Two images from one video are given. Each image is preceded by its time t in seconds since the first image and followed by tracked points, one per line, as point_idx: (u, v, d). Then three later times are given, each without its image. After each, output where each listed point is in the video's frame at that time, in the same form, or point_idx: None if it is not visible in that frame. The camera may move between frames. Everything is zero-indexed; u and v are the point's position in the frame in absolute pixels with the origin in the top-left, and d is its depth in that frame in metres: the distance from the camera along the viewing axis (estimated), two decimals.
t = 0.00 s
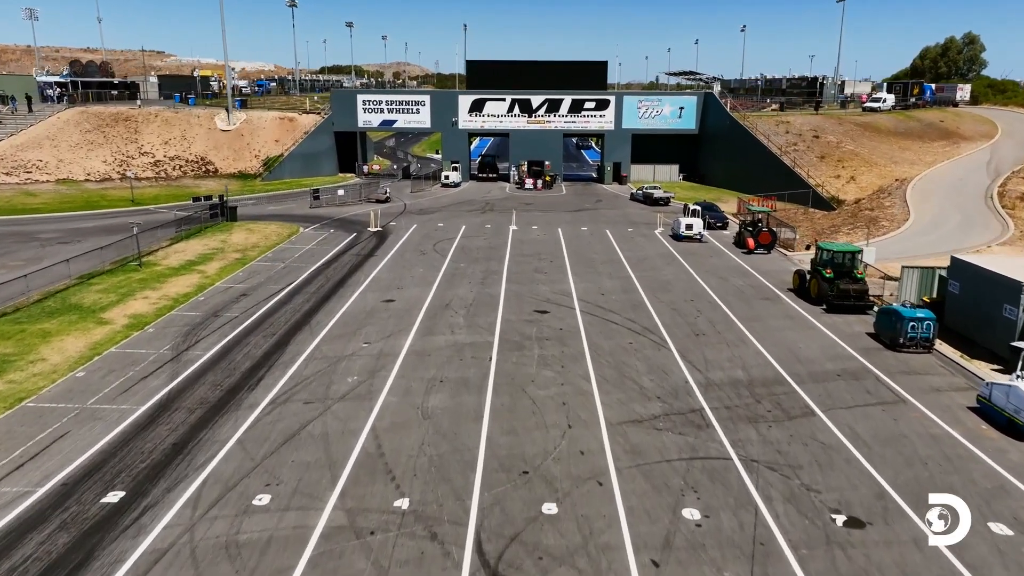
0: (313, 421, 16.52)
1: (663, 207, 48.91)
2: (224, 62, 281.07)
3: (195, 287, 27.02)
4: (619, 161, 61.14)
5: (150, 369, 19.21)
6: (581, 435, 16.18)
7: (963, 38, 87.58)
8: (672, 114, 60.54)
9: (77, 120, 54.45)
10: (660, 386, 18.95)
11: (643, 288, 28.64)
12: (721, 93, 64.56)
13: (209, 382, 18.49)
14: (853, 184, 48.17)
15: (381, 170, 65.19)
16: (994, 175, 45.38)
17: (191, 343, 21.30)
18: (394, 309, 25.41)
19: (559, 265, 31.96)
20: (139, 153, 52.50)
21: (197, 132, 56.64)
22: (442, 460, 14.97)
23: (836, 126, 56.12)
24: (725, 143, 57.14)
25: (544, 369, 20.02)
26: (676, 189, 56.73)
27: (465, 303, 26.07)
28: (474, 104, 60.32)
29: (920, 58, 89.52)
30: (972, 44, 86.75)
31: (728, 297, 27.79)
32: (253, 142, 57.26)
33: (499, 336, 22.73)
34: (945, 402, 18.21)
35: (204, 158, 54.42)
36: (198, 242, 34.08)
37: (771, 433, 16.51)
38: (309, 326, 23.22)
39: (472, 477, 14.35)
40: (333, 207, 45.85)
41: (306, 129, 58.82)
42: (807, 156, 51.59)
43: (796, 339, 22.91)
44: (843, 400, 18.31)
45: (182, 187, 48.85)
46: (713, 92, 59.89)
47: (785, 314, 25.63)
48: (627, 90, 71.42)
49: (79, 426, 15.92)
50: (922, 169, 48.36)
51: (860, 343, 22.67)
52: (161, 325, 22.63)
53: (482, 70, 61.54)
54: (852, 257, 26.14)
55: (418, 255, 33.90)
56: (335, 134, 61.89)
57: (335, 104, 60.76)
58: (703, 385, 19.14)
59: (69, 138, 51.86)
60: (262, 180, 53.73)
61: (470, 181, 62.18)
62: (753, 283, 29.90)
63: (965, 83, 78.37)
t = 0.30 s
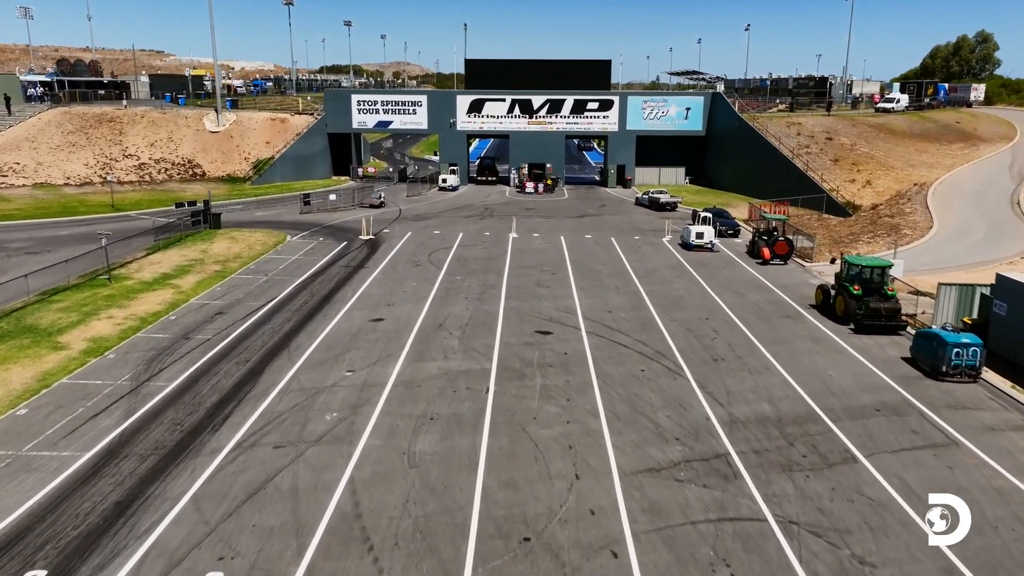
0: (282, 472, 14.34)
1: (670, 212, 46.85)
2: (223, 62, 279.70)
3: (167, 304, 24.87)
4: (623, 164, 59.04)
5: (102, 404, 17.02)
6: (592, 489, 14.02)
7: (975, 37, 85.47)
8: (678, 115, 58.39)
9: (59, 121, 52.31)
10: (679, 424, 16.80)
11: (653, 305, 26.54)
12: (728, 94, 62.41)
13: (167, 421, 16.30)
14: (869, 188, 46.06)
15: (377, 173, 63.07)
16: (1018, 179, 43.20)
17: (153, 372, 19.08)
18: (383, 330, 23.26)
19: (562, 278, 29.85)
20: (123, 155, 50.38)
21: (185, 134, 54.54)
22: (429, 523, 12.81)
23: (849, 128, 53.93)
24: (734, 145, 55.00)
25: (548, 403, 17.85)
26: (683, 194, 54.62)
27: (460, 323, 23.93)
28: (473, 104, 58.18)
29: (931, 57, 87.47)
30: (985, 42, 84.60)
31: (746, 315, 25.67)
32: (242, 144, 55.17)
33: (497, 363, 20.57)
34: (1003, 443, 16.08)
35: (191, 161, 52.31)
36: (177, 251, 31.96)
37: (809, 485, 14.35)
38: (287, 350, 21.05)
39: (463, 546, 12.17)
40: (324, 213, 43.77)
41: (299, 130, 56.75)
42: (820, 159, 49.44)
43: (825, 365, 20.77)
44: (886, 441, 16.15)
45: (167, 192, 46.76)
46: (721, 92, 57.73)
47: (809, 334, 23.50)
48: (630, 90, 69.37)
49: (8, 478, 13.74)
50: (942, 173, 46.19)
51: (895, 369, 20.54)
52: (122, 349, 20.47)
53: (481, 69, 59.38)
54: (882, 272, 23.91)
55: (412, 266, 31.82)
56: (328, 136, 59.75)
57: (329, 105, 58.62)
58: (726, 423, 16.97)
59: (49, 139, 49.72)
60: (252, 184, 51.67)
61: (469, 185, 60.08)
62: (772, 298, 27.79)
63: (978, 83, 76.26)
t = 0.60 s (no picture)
0: (239, 546, 12.08)
1: (678, 219, 44.66)
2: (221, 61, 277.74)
3: (132, 325, 22.66)
4: (627, 167, 56.82)
5: (39, 453, 14.75)
6: (606, 567, 11.78)
7: (989, 35, 83.19)
8: (685, 116, 56.16)
9: (38, 123, 50.12)
10: (703, 478, 14.58)
11: (666, 327, 24.36)
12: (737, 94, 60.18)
13: (110, 477, 14.03)
14: (887, 194, 43.85)
15: (372, 177, 60.86)
16: None
17: (104, 411, 16.81)
18: (370, 357, 21.02)
19: (565, 295, 27.65)
20: (105, 159, 48.18)
21: (170, 136, 52.36)
22: None
23: (864, 130, 51.70)
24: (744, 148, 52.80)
25: (552, 450, 15.63)
26: (691, 199, 52.39)
27: (454, 350, 21.70)
28: (471, 105, 55.96)
29: (942, 56, 85.21)
30: (999, 41, 82.40)
31: (768, 338, 23.44)
32: (231, 146, 53.00)
33: (495, 399, 18.34)
34: None
35: (177, 164, 50.14)
36: (151, 264, 29.78)
37: (863, 559, 12.12)
38: (259, 383, 18.80)
39: None
40: (315, 221, 41.62)
41: (290, 132, 54.59)
42: (835, 163, 47.22)
43: (862, 399, 18.55)
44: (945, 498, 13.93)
45: (149, 197, 44.57)
46: (730, 93, 55.52)
47: (839, 361, 21.28)
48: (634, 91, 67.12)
49: None
50: (964, 178, 43.97)
51: (941, 404, 18.34)
52: (74, 382, 18.23)
53: (480, 68, 57.13)
54: (919, 292, 21.52)
55: (405, 281, 29.65)
56: (321, 138, 57.53)
57: (321, 106, 56.39)
58: (758, 476, 14.73)
59: (28, 142, 47.54)
60: (240, 189, 49.53)
61: (467, 189, 57.91)
62: (794, 317, 25.59)
63: (993, 83, 73.98)
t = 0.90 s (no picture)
0: None
1: (687, 228, 42.48)
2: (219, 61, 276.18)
3: (89, 352, 20.44)
4: (632, 172, 54.58)
5: None
6: None
7: (1003, 34, 81.05)
8: (692, 118, 53.88)
9: (15, 125, 47.96)
10: (738, 554, 12.30)
11: (681, 354, 22.07)
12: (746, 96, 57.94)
13: (28, 557, 11.71)
14: (908, 201, 41.56)
15: (367, 181, 58.60)
16: None
17: (38, 465, 14.49)
18: (352, 393, 18.72)
19: (569, 316, 25.39)
20: (84, 163, 46.01)
21: (154, 138, 50.20)
22: None
23: (881, 133, 49.42)
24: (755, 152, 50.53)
25: (558, 516, 13.34)
26: (700, 205, 50.16)
27: (446, 384, 19.39)
28: (470, 106, 53.71)
29: (955, 56, 83.09)
30: (1013, 41, 80.28)
31: (794, 367, 21.16)
32: (217, 150, 50.84)
33: (491, 447, 16.05)
34: None
35: (160, 168, 47.95)
36: (121, 279, 27.62)
37: None
38: (223, 427, 16.49)
39: None
40: (304, 230, 39.45)
41: (280, 135, 52.42)
42: (852, 168, 44.96)
43: (911, 446, 16.25)
44: None
45: (130, 204, 42.38)
46: (739, 94, 53.27)
47: (878, 395, 19.02)
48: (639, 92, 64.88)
49: None
50: (989, 184, 41.69)
51: (1001, 451, 16.10)
52: (10, 426, 15.95)
53: (479, 68, 54.87)
54: (964, 317, 19.25)
55: (395, 299, 27.43)
56: (313, 141, 55.30)
57: (313, 107, 54.12)
58: (802, 551, 12.45)
59: (3, 146, 45.37)
60: (226, 195, 47.41)
61: (465, 194, 55.70)
62: (821, 342, 23.32)
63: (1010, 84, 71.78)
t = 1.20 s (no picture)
0: None
1: (696, 237, 40.21)
2: (218, 61, 274.28)
3: (32, 387, 18.18)
4: (637, 177, 52.34)
5: None
6: None
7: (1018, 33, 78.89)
8: (700, 121, 51.59)
9: None
10: None
11: (700, 389, 19.74)
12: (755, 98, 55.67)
13: None
14: (931, 209, 39.23)
15: (361, 186, 56.33)
16: None
17: None
18: (327, 440, 16.37)
19: (574, 342, 23.10)
20: (61, 167, 43.79)
21: (136, 141, 47.96)
22: None
23: (899, 136, 47.07)
24: (767, 156, 48.24)
25: None
26: (709, 213, 47.90)
27: (436, 428, 17.06)
28: (468, 108, 51.45)
29: (968, 56, 80.93)
30: None
31: (828, 405, 18.80)
32: (202, 153, 48.55)
33: (485, 513, 13.70)
34: None
35: (141, 173, 45.68)
36: (84, 298, 25.38)
37: None
38: (173, 487, 14.11)
39: None
40: (291, 241, 37.19)
41: (269, 138, 50.16)
42: (870, 174, 42.66)
43: (976, 510, 13.93)
44: None
45: (106, 211, 40.11)
46: (749, 96, 51.00)
47: (927, 442, 16.68)
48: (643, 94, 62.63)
49: None
50: (1017, 191, 39.37)
51: None
52: None
53: (477, 68, 52.59)
54: None
55: (384, 320, 25.13)
56: (305, 144, 53.00)
57: (303, 109, 51.83)
58: None
59: None
60: (211, 201, 45.17)
61: (463, 200, 53.40)
62: (854, 373, 21.02)
63: None
